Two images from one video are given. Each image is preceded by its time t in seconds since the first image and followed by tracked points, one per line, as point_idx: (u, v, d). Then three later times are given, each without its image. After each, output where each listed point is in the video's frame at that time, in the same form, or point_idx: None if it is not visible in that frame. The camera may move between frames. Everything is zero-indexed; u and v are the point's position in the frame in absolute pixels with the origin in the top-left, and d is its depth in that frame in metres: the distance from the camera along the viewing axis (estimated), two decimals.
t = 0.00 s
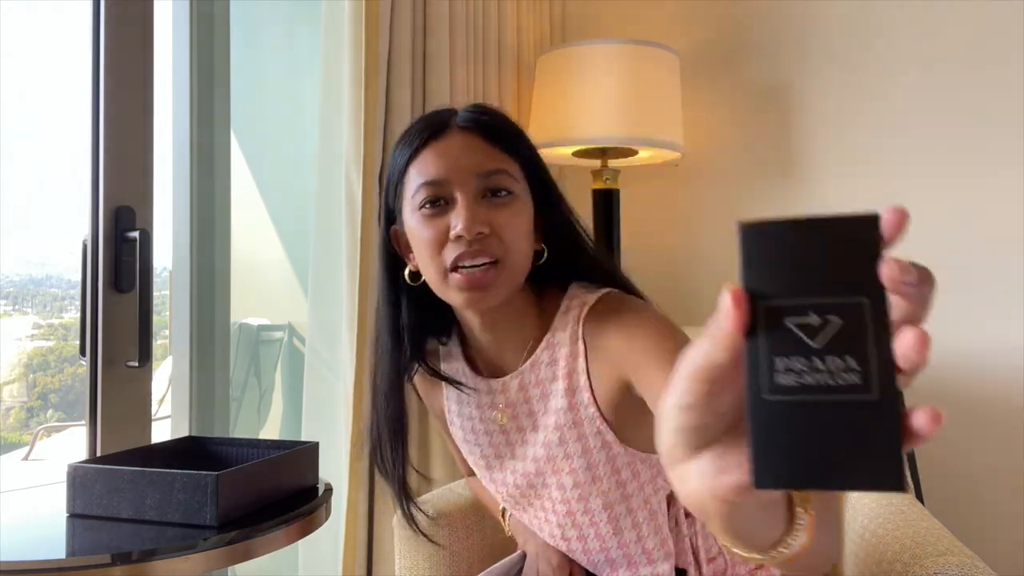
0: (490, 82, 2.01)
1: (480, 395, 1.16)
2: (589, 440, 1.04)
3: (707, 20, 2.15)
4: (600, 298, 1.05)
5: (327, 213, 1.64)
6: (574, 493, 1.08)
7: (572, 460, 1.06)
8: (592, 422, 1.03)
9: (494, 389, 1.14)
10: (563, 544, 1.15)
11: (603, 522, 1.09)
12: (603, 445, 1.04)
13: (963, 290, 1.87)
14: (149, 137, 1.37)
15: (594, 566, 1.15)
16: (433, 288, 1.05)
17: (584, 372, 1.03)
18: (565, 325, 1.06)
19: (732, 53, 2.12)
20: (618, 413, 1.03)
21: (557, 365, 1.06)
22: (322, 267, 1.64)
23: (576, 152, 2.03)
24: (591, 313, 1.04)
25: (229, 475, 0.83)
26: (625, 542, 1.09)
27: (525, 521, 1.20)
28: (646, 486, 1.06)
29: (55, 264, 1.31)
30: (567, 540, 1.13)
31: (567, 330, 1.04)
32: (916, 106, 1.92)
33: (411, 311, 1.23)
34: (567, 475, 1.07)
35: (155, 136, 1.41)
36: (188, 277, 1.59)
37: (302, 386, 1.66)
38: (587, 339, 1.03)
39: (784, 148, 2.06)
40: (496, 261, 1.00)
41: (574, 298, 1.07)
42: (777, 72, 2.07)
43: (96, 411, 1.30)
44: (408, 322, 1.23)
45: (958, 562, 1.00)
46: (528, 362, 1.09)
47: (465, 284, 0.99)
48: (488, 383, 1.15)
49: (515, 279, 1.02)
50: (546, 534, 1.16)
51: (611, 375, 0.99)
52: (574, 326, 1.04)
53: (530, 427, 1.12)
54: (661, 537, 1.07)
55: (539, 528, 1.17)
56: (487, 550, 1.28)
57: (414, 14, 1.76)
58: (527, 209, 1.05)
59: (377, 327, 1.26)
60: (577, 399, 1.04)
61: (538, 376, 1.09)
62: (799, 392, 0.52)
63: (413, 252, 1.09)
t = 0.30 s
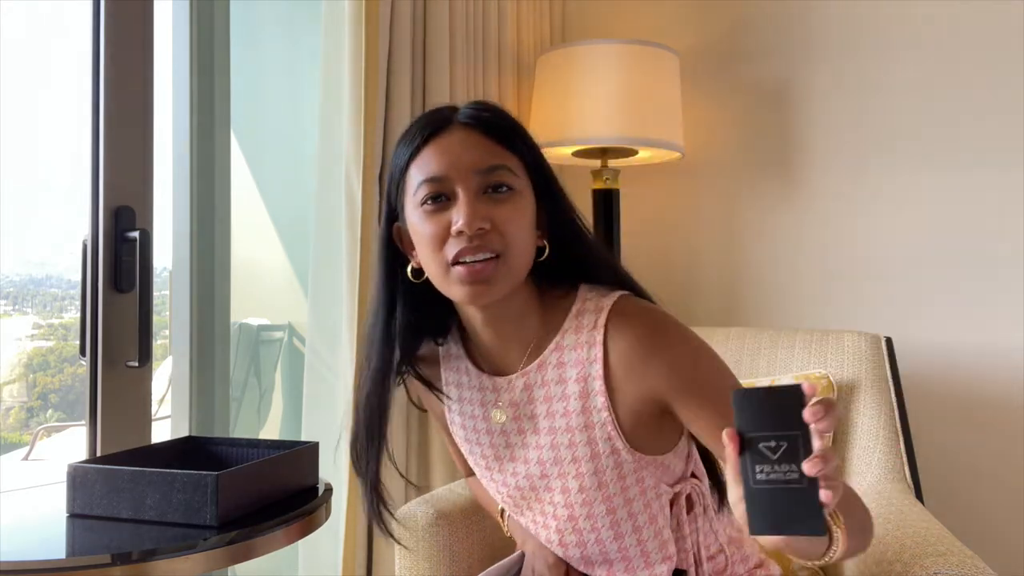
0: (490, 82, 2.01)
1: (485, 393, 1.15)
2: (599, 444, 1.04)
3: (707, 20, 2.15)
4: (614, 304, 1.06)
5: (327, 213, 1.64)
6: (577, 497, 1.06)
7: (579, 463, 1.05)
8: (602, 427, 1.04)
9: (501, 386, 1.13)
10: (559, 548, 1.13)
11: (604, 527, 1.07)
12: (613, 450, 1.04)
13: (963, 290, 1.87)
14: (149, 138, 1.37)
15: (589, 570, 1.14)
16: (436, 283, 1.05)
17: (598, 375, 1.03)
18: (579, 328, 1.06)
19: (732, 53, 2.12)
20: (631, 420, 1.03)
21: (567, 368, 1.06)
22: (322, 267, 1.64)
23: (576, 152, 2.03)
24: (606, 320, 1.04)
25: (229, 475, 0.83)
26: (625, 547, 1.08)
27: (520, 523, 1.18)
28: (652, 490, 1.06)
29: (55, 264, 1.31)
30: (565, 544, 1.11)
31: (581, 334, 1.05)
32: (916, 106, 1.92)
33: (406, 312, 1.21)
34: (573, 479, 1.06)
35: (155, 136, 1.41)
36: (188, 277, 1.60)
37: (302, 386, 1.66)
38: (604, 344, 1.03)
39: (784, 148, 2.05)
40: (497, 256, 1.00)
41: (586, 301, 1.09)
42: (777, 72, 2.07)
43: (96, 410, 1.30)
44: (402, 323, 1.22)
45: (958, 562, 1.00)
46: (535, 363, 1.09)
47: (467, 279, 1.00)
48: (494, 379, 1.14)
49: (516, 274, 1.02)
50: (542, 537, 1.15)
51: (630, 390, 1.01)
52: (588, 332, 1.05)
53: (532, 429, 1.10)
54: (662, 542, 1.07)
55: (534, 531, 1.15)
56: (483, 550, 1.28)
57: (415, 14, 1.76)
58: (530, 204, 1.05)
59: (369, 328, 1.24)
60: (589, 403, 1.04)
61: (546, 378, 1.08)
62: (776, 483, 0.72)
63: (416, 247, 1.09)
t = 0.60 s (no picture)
0: (490, 82, 2.01)
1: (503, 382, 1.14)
2: (620, 429, 1.05)
3: (707, 20, 2.15)
4: (638, 292, 1.08)
5: (328, 213, 1.64)
6: (598, 483, 1.06)
7: (602, 449, 1.05)
8: (624, 413, 1.04)
9: (520, 374, 1.12)
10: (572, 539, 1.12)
11: (622, 513, 1.07)
12: (632, 436, 1.05)
13: (963, 290, 1.87)
14: (149, 137, 1.37)
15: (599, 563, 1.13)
16: (459, 273, 1.06)
17: (621, 361, 1.05)
18: (602, 314, 1.07)
19: (732, 54, 2.12)
20: (651, 407, 1.05)
21: (590, 354, 1.07)
22: (322, 267, 1.64)
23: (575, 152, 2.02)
24: (630, 308, 1.06)
25: (229, 475, 0.83)
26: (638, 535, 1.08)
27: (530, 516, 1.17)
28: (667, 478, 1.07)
29: (54, 264, 1.31)
30: (579, 534, 1.10)
31: (604, 320, 1.07)
32: (916, 107, 1.92)
33: (431, 300, 1.22)
34: (594, 463, 1.06)
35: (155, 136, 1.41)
36: (188, 277, 1.60)
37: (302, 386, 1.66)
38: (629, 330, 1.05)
39: (785, 148, 2.05)
40: (522, 245, 1.01)
41: (608, 289, 1.10)
42: (777, 72, 2.07)
43: (95, 410, 1.30)
44: (427, 311, 1.22)
45: (958, 562, 1.00)
46: (557, 351, 1.09)
47: (493, 268, 1.00)
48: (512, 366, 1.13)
49: (540, 263, 1.03)
50: (554, 528, 1.14)
51: (651, 382, 1.04)
52: (612, 318, 1.06)
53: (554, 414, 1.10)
54: (674, 531, 1.07)
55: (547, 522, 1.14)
56: (484, 552, 1.27)
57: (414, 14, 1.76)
58: (553, 194, 1.06)
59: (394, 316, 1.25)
60: (611, 388, 1.05)
61: (568, 365, 1.08)
62: (772, 475, 0.79)
63: (439, 237, 1.10)
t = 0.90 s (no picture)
0: (490, 82, 2.01)
1: (505, 375, 1.15)
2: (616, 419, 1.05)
3: (707, 20, 2.15)
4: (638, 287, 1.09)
5: (328, 213, 1.64)
6: (594, 475, 1.04)
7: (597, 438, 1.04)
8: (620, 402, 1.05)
9: (521, 367, 1.12)
10: (574, 533, 1.11)
11: (620, 507, 1.05)
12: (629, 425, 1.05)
13: (963, 290, 1.87)
14: (149, 138, 1.37)
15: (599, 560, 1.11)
16: (466, 267, 1.03)
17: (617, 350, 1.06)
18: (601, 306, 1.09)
19: (731, 54, 2.12)
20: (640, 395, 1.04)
21: (591, 345, 1.08)
22: (323, 268, 1.64)
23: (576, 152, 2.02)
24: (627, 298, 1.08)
25: (230, 475, 0.83)
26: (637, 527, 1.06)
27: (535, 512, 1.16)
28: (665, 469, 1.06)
29: (55, 265, 1.31)
30: (579, 527, 1.09)
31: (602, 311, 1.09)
32: (916, 107, 1.92)
33: (441, 295, 1.22)
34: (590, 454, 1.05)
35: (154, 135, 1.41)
36: (188, 277, 1.60)
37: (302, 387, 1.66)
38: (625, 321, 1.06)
39: (785, 147, 2.05)
40: (531, 236, 0.98)
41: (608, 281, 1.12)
42: (777, 72, 2.07)
43: (96, 410, 1.30)
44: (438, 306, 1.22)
45: (958, 562, 1.00)
46: (558, 343, 1.10)
47: (502, 259, 0.97)
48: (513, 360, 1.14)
49: (549, 255, 1.00)
50: (557, 524, 1.12)
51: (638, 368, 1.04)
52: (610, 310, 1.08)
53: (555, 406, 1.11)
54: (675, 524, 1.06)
55: (550, 518, 1.13)
56: (484, 552, 1.27)
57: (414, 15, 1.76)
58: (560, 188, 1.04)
59: (404, 311, 1.25)
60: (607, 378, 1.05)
61: (569, 356, 1.09)
62: (646, 284, 0.79)
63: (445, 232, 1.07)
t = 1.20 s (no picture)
0: (490, 82, 2.01)
1: (487, 391, 1.14)
2: (602, 434, 1.06)
3: (706, 20, 2.15)
4: (618, 296, 1.07)
5: (327, 213, 1.65)
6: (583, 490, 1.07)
7: (585, 454, 1.06)
8: (605, 418, 1.05)
9: (506, 384, 1.12)
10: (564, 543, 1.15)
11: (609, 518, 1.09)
12: (616, 438, 1.06)
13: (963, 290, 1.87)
14: (149, 138, 1.37)
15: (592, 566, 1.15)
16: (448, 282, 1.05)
17: (601, 367, 1.05)
18: (583, 319, 1.07)
19: (731, 54, 2.12)
20: (627, 410, 1.05)
21: (572, 361, 1.07)
22: (323, 268, 1.64)
23: (576, 152, 2.02)
24: (609, 310, 1.06)
25: (230, 475, 0.83)
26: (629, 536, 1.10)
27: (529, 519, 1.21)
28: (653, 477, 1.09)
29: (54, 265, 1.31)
30: (571, 536, 1.12)
31: (584, 325, 1.07)
32: (916, 107, 1.92)
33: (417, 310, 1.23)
34: (579, 469, 1.07)
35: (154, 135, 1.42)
36: (188, 277, 1.59)
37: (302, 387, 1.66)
38: (607, 336, 1.05)
39: (784, 148, 2.05)
40: (513, 254, 1.00)
41: (590, 291, 1.10)
42: (777, 72, 2.07)
43: (96, 410, 1.30)
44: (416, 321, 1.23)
45: (958, 562, 1.00)
46: (541, 358, 1.09)
47: (484, 277, 1.00)
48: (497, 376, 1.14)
49: (530, 272, 1.03)
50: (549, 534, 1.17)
51: (621, 384, 1.03)
52: (591, 323, 1.06)
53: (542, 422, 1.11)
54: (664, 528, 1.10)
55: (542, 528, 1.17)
56: (484, 552, 1.28)
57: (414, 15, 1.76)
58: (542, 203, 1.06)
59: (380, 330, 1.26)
60: (592, 394, 1.05)
61: (551, 372, 1.09)
62: (764, 505, 0.53)
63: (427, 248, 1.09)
